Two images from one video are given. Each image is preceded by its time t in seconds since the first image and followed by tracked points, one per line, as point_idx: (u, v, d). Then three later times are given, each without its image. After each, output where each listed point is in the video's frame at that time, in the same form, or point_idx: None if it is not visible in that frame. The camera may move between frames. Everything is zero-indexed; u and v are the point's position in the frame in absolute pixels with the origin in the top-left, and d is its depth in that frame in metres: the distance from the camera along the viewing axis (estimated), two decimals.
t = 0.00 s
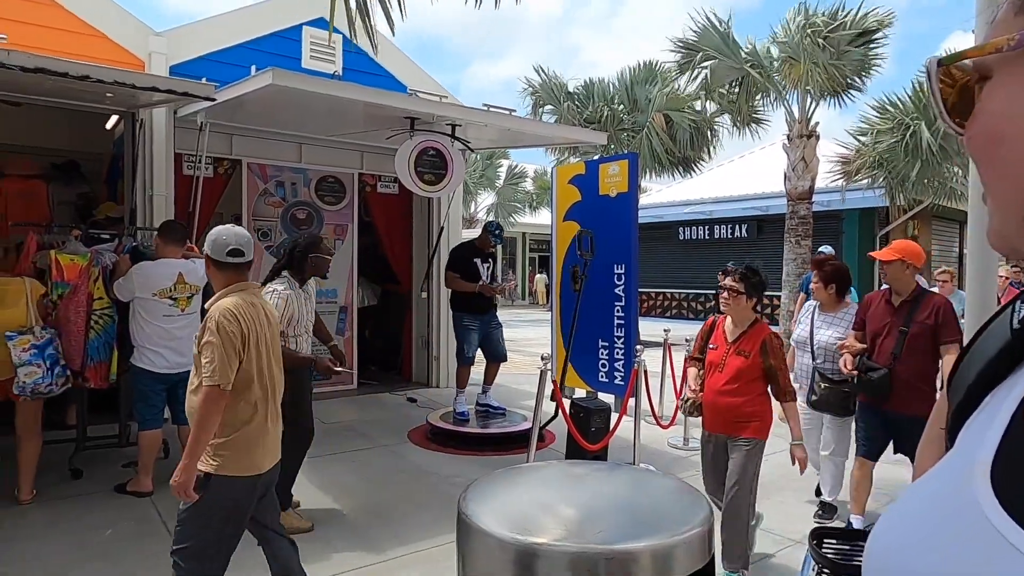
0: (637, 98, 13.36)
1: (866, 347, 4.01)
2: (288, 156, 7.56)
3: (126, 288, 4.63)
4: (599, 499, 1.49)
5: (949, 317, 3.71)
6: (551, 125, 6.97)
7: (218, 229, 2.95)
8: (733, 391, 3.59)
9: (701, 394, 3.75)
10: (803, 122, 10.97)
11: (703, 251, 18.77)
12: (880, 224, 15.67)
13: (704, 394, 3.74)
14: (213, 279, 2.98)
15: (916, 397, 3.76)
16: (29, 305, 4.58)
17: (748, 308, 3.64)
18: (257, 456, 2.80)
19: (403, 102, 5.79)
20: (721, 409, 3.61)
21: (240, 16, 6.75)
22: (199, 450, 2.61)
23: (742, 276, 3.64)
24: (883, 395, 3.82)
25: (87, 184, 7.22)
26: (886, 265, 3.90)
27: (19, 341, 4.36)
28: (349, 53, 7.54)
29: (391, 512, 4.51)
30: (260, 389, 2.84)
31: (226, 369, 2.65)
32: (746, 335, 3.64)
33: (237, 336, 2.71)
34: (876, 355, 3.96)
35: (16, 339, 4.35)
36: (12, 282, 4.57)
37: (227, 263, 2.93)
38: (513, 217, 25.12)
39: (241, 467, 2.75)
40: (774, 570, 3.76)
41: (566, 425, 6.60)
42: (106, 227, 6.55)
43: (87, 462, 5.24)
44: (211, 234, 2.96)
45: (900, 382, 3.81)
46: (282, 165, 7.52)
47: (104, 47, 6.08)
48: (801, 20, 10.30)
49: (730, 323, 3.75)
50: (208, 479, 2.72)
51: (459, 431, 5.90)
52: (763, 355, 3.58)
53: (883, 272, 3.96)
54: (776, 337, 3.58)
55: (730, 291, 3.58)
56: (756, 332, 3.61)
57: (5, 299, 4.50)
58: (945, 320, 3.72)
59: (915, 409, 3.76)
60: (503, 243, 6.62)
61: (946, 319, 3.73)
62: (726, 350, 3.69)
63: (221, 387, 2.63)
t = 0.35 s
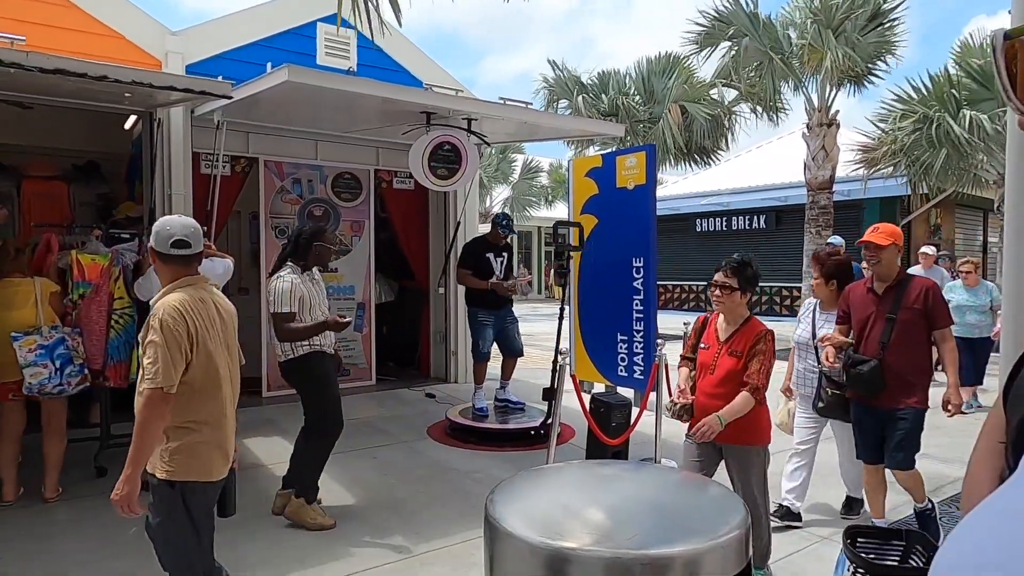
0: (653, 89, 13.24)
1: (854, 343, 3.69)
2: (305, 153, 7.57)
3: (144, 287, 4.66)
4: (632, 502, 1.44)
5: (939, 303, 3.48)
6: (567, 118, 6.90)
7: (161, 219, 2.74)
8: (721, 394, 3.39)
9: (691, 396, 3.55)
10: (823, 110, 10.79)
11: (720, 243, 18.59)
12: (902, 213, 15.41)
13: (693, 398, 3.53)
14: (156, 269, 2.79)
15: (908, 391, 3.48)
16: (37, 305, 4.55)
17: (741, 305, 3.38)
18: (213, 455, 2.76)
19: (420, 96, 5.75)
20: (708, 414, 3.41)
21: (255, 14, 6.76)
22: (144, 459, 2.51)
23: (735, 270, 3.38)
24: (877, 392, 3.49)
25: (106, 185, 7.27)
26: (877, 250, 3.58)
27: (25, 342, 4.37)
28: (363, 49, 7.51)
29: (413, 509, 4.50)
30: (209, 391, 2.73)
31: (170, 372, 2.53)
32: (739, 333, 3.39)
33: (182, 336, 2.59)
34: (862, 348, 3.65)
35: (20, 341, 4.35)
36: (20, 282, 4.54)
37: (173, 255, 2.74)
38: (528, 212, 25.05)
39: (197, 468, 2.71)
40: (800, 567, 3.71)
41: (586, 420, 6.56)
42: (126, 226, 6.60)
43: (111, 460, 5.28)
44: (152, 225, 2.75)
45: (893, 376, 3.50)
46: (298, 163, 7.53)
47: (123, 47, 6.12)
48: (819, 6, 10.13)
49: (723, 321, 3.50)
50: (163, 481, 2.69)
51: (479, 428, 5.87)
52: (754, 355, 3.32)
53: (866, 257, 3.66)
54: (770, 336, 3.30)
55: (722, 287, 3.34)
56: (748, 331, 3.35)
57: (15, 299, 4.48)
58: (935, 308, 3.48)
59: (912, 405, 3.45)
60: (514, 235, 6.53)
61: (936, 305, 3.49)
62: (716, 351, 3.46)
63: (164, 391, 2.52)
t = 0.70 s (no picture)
0: (673, 81, 13.12)
1: (848, 345, 3.53)
2: (324, 146, 7.59)
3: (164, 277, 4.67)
4: (662, 497, 1.42)
5: (942, 308, 3.29)
6: (586, 109, 6.84)
7: (126, 211, 2.62)
8: (687, 394, 3.10)
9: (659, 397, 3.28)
10: (846, 103, 10.60)
11: (740, 238, 18.41)
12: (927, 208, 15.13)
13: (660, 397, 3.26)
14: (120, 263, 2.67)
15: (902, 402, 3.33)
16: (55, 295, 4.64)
17: (709, 295, 3.09)
18: (190, 451, 2.67)
19: (440, 88, 5.72)
20: (675, 415, 3.14)
21: (275, 7, 6.77)
22: (119, 454, 2.42)
23: (701, 257, 3.12)
24: (869, 398, 3.36)
25: (129, 177, 7.34)
26: (882, 246, 3.36)
27: (39, 333, 4.42)
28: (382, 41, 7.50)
29: (432, 501, 4.51)
30: (185, 387, 2.64)
31: (141, 365, 2.44)
32: (707, 326, 3.09)
33: (156, 329, 2.50)
34: (858, 352, 3.49)
35: (34, 331, 4.41)
36: (40, 272, 4.63)
37: (145, 248, 2.63)
38: (545, 205, 24.97)
39: (177, 465, 2.62)
40: (824, 564, 3.66)
41: (604, 414, 6.53)
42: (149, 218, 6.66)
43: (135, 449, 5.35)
44: (113, 216, 2.61)
45: (887, 386, 3.35)
46: (318, 155, 7.55)
47: (145, 40, 6.15)
48: None
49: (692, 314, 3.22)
50: (140, 481, 2.57)
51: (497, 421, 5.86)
52: (721, 351, 3.00)
53: (872, 255, 3.42)
54: (737, 328, 2.98)
55: (687, 277, 3.09)
56: (715, 324, 3.05)
57: (32, 289, 4.58)
58: (938, 312, 3.30)
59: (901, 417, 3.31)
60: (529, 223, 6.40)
61: (937, 310, 3.30)
62: (681, 347, 3.18)
63: (138, 385, 2.42)
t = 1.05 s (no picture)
0: (704, 77, 12.99)
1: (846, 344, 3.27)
2: (355, 140, 7.65)
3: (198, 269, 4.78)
4: (697, 493, 1.41)
5: (945, 305, 2.95)
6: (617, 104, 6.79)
7: (102, 195, 2.61)
8: (681, 402, 2.94)
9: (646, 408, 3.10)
10: (883, 99, 10.38)
11: (770, 236, 18.16)
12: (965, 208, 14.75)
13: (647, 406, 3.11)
14: (87, 245, 2.63)
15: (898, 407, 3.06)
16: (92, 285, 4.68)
17: (694, 296, 2.99)
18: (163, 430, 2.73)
19: (471, 82, 5.73)
20: (665, 423, 2.97)
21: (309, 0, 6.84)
22: (112, 425, 2.42)
23: (683, 257, 3.02)
24: (862, 402, 3.09)
25: (165, 168, 7.48)
26: (879, 237, 3.11)
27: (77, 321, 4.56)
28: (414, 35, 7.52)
29: (459, 493, 4.53)
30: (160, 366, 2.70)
31: (131, 336, 2.47)
32: (693, 329, 2.97)
33: (140, 302, 2.54)
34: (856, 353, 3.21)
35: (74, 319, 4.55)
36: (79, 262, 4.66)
37: (122, 231, 2.66)
38: (573, 200, 24.88)
39: (155, 442, 2.67)
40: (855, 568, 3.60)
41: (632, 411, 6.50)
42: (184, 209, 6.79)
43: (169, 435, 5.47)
44: (83, 199, 2.58)
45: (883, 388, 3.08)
46: (349, 149, 7.61)
47: (182, 34, 6.26)
48: None
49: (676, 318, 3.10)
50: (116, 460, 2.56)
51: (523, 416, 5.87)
52: (710, 352, 2.88)
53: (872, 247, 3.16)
54: (730, 329, 2.90)
55: (671, 277, 2.96)
56: (701, 326, 2.93)
57: (69, 279, 4.63)
58: (941, 310, 2.97)
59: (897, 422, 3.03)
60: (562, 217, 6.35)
61: (942, 306, 2.97)
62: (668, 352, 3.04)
63: (130, 355, 2.45)
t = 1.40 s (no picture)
0: (726, 74, 12.84)
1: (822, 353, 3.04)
2: (375, 140, 7.67)
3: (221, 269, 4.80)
4: (729, 499, 1.36)
5: (923, 301, 2.73)
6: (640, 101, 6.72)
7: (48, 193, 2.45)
8: (653, 406, 2.80)
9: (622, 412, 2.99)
10: (911, 94, 10.15)
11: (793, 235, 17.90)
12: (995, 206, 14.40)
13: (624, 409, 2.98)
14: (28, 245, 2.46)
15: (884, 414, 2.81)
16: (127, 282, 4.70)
17: (671, 293, 2.81)
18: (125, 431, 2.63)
19: (491, 80, 5.70)
20: (640, 427, 2.84)
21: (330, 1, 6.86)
22: (84, 424, 2.33)
23: (660, 250, 2.81)
24: (840, 412, 2.85)
25: (188, 169, 7.55)
26: (841, 235, 2.91)
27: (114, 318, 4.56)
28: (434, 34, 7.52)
29: (479, 494, 4.50)
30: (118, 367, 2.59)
31: (87, 337, 2.34)
32: (668, 328, 2.81)
33: (93, 302, 2.39)
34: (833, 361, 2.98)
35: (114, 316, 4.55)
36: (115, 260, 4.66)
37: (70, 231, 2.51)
38: (593, 200, 24.74)
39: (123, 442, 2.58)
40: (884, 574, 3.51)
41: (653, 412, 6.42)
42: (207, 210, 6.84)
43: (192, 434, 5.51)
44: (30, 198, 2.40)
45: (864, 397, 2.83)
46: (369, 149, 7.63)
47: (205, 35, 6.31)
48: None
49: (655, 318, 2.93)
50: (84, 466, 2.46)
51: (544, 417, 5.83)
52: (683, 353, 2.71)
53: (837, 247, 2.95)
54: (701, 328, 2.70)
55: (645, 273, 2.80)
56: (675, 325, 2.76)
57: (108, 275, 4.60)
58: (919, 306, 2.73)
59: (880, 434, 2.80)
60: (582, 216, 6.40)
61: (921, 303, 2.74)
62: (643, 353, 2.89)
63: (90, 357, 2.33)
